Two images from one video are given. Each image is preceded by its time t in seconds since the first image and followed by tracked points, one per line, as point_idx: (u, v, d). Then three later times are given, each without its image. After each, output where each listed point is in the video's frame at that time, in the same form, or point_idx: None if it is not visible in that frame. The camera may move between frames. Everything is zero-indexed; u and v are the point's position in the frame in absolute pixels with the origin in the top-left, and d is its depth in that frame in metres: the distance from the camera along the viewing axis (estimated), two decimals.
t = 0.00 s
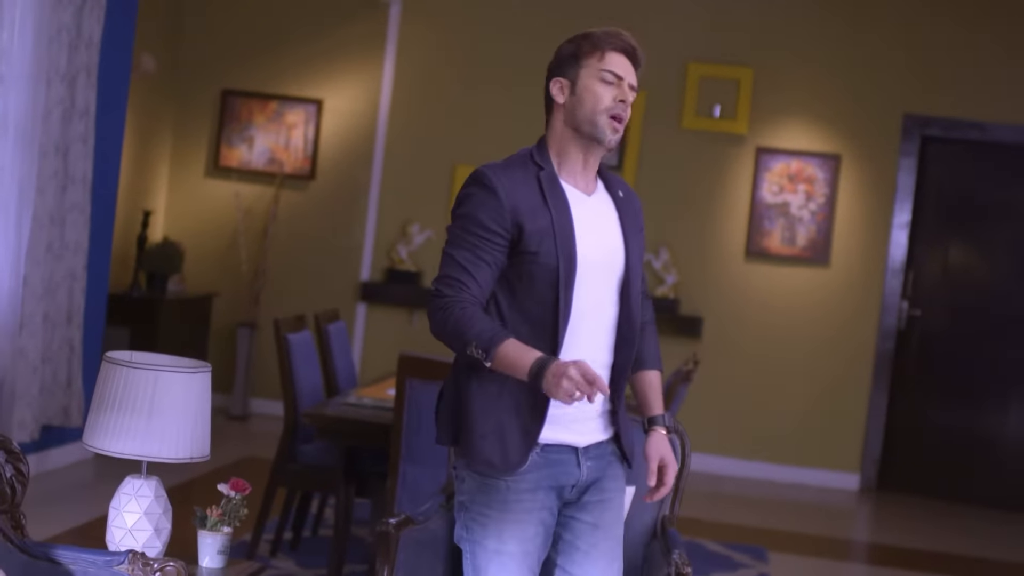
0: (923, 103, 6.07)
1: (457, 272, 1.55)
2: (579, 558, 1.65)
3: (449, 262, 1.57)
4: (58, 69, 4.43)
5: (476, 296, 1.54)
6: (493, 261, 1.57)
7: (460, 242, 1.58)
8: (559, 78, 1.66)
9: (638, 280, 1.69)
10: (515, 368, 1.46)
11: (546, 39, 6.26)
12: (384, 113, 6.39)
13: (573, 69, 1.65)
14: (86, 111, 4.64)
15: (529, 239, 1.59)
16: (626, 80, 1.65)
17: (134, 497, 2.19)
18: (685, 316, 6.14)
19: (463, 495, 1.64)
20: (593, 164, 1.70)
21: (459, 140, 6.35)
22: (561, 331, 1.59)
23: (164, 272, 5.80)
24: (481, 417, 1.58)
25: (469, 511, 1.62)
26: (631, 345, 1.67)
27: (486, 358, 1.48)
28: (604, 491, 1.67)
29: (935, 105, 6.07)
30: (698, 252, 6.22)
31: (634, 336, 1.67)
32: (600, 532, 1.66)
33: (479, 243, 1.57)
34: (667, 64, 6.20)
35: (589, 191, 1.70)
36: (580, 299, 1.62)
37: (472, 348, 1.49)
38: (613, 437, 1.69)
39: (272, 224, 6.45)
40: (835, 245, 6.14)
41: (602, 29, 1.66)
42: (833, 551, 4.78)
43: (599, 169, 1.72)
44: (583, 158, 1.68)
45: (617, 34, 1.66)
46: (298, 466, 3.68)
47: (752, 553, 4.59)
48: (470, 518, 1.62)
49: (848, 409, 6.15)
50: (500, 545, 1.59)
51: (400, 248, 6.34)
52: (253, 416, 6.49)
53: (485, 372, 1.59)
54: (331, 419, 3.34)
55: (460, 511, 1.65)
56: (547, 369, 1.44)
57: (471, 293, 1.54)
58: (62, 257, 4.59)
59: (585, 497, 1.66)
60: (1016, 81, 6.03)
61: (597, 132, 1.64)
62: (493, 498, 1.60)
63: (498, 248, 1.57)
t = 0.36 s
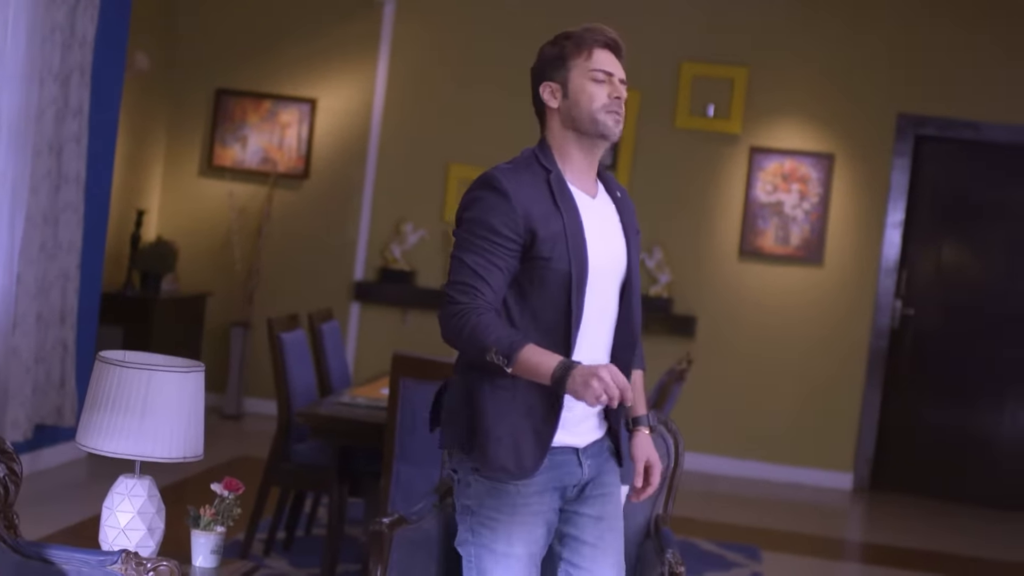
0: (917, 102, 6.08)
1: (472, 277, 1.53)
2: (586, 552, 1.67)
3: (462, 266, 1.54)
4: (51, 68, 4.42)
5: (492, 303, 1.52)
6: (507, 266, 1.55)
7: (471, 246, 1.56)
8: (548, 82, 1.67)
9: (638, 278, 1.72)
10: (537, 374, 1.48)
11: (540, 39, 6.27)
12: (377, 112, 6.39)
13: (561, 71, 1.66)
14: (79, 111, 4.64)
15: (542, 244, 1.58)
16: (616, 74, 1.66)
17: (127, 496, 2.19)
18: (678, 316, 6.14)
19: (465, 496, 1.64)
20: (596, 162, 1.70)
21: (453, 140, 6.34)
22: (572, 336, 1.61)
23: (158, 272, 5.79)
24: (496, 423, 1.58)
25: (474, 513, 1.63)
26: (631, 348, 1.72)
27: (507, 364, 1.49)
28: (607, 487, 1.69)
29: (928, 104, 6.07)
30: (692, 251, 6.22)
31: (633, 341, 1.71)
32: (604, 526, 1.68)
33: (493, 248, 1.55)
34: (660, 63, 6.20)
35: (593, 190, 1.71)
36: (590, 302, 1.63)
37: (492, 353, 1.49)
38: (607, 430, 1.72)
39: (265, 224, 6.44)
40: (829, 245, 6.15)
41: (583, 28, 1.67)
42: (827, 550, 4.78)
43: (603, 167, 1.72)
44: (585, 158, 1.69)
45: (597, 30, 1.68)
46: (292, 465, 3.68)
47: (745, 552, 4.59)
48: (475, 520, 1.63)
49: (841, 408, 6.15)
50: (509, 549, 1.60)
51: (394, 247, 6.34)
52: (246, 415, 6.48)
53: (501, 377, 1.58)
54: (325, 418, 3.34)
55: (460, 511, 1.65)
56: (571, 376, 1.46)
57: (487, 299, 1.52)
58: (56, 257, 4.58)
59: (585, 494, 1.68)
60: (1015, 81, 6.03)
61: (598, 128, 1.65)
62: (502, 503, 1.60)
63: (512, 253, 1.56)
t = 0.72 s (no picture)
0: (892, 101, 6.09)
1: (479, 276, 1.49)
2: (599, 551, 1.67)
3: (468, 263, 1.51)
4: (24, 66, 4.40)
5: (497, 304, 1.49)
6: (514, 267, 1.52)
7: (478, 244, 1.52)
8: (560, 89, 1.64)
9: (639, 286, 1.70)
10: (545, 376, 1.46)
11: (516, 39, 6.26)
12: (352, 111, 6.38)
13: (574, 78, 1.63)
14: (54, 110, 4.62)
15: (550, 247, 1.55)
16: (629, 84, 1.64)
17: (102, 496, 2.18)
18: (653, 314, 6.15)
19: (461, 500, 1.60)
20: (602, 169, 1.68)
21: (429, 138, 6.34)
22: (573, 340, 1.58)
23: (133, 271, 5.78)
24: (491, 426, 1.54)
25: (471, 518, 1.59)
26: (626, 355, 1.69)
27: (514, 365, 1.46)
28: (610, 492, 1.69)
29: (903, 103, 6.09)
30: (667, 250, 6.23)
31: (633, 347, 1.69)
32: (614, 524, 1.69)
33: (502, 248, 1.51)
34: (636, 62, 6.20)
35: (596, 198, 1.69)
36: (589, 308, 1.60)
37: (499, 354, 1.46)
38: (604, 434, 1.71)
39: (240, 223, 6.43)
40: (803, 244, 6.16)
41: (593, 33, 1.64)
42: (802, 548, 4.79)
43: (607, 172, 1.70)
44: (592, 167, 1.66)
45: (608, 35, 1.65)
46: (267, 465, 3.67)
47: (722, 550, 4.59)
48: (472, 524, 1.59)
49: (816, 406, 6.17)
50: (509, 554, 1.57)
51: (369, 245, 6.31)
52: (222, 414, 6.47)
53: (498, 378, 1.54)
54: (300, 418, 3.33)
55: (455, 514, 1.61)
56: (581, 377, 1.44)
57: (492, 300, 1.49)
58: (30, 256, 4.57)
59: (589, 498, 1.67)
60: (989, 80, 6.04)
61: (612, 139, 1.63)
62: (503, 507, 1.57)
63: (520, 254, 1.53)
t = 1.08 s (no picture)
0: (854, 100, 6.12)
1: (520, 280, 1.49)
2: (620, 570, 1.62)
3: (508, 268, 1.50)
4: None
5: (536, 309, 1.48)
6: (552, 274, 1.52)
7: (516, 249, 1.52)
8: (594, 103, 1.62)
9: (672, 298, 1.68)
10: (588, 378, 1.45)
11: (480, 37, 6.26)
12: (316, 109, 6.35)
13: (608, 92, 1.61)
14: (14, 107, 4.60)
15: (587, 253, 1.55)
16: (661, 96, 1.63)
17: (63, 496, 2.17)
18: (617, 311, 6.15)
19: (489, 506, 1.57)
20: (637, 181, 1.67)
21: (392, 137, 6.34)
22: (613, 347, 1.56)
23: (95, 269, 5.76)
24: (526, 432, 1.52)
25: (497, 524, 1.56)
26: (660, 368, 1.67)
27: (557, 367, 1.45)
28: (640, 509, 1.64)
29: (865, 101, 6.11)
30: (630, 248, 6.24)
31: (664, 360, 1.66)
32: (641, 543, 1.64)
33: (540, 254, 1.51)
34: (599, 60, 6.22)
35: (629, 211, 1.67)
36: (626, 317, 1.59)
37: (542, 356, 1.44)
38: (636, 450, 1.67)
39: (203, 221, 6.40)
40: (767, 243, 6.17)
41: (623, 46, 1.63)
42: (765, 545, 4.80)
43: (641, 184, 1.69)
44: (626, 179, 1.65)
45: (638, 48, 1.64)
46: (229, 464, 3.65)
47: (685, 548, 4.60)
48: (496, 531, 1.56)
49: (780, 404, 6.19)
50: (530, 563, 1.53)
51: (331, 244, 6.28)
52: (184, 413, 6.45)
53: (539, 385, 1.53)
54: (263, 416, 3.32)
55: (481, 521, 1.58)
56: (625, 375, 1.43)
57: (532, 304, 1.48)
58: None
59: (617, 516, 1.62)
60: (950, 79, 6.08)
61: (647, 151, 1.62)
62: (528, 514, 1.54)
63: (558, 260, 1.52)
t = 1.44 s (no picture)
0: (804, 93, 6.14)
1: (559, 277, 1.53)
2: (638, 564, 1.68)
3: (545, 265, 1.54)
4: None
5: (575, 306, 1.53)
6: (589, 269, 1.56)
7: (554, 246, 1.56)
8: (624, 100, 1.65)
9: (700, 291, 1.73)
10: (625, 377, 1.48)
11: (431, 31, 6.26)
12: (266, 103, 6.33)
13: (637, 88, 1.65)
14: None
15: (623, 249, 1.59)
16: (690, 92, 1.66)
17: (11, 491, 2.15)
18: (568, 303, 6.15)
19: (537, 500, 1.61)
20: (665, 173, 1.71)
21: (343, 130, 6.31)
22: (648, 342, 1.60)
23: (44, 264, 5.73)
24: (570, 424, 1.57)
25: (548, 517, 1.60)
26: (691, 358, 1.72)
27: (594, 366, 1.49)
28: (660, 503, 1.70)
29: (815, 94, 6.14)
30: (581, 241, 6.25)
31: (696, 350, 1.72)
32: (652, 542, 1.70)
33: (580, 250, 1.55)
34: (550, 53, 6.22)
35: (656, 203, 1.71)
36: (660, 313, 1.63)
37: (581, 355, 1.49)
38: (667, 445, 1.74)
39: (152, 214, 6.38)
40: (717, 235, 6.18)
41: (652, 43, 1.66)
42: (716, 537, 4.82)
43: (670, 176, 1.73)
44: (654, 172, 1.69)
45: (667, 43, 1.66)
46: (178, 458, 3.64)
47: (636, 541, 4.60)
48: (548, 524, 1.61)
49: (730, 396, 6.21)
50: (586, 553, 1.59)
51: (282, 237, 6.26)
52: (134, 407, 6.42)
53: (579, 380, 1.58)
54: (213, 411, 3.31)
55: (529, 516, 1.63)
56: (663, 373, 1.47)
57: (570, 301, 1.53)
58: None
59: (642, 508, 1.67)
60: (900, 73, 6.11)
61: (677, 147, 1.65)
62: (579, 504, 1.59)
63: (595, 255, 1.57)
